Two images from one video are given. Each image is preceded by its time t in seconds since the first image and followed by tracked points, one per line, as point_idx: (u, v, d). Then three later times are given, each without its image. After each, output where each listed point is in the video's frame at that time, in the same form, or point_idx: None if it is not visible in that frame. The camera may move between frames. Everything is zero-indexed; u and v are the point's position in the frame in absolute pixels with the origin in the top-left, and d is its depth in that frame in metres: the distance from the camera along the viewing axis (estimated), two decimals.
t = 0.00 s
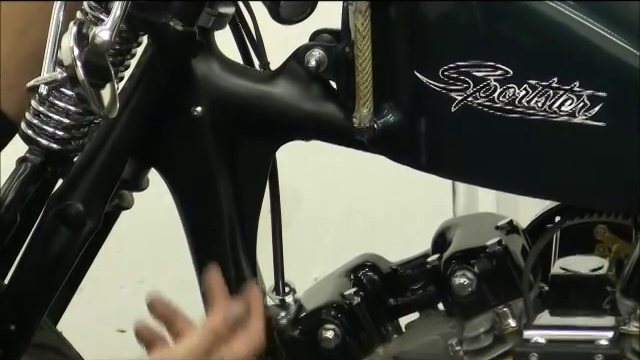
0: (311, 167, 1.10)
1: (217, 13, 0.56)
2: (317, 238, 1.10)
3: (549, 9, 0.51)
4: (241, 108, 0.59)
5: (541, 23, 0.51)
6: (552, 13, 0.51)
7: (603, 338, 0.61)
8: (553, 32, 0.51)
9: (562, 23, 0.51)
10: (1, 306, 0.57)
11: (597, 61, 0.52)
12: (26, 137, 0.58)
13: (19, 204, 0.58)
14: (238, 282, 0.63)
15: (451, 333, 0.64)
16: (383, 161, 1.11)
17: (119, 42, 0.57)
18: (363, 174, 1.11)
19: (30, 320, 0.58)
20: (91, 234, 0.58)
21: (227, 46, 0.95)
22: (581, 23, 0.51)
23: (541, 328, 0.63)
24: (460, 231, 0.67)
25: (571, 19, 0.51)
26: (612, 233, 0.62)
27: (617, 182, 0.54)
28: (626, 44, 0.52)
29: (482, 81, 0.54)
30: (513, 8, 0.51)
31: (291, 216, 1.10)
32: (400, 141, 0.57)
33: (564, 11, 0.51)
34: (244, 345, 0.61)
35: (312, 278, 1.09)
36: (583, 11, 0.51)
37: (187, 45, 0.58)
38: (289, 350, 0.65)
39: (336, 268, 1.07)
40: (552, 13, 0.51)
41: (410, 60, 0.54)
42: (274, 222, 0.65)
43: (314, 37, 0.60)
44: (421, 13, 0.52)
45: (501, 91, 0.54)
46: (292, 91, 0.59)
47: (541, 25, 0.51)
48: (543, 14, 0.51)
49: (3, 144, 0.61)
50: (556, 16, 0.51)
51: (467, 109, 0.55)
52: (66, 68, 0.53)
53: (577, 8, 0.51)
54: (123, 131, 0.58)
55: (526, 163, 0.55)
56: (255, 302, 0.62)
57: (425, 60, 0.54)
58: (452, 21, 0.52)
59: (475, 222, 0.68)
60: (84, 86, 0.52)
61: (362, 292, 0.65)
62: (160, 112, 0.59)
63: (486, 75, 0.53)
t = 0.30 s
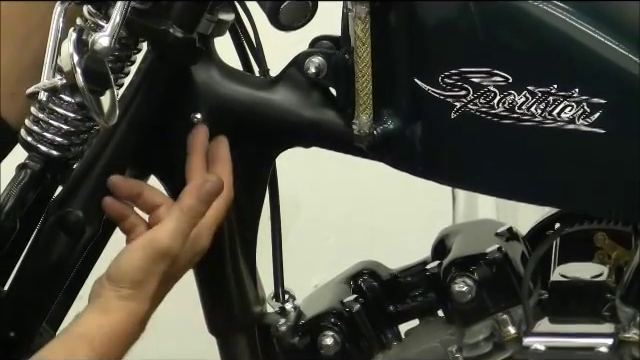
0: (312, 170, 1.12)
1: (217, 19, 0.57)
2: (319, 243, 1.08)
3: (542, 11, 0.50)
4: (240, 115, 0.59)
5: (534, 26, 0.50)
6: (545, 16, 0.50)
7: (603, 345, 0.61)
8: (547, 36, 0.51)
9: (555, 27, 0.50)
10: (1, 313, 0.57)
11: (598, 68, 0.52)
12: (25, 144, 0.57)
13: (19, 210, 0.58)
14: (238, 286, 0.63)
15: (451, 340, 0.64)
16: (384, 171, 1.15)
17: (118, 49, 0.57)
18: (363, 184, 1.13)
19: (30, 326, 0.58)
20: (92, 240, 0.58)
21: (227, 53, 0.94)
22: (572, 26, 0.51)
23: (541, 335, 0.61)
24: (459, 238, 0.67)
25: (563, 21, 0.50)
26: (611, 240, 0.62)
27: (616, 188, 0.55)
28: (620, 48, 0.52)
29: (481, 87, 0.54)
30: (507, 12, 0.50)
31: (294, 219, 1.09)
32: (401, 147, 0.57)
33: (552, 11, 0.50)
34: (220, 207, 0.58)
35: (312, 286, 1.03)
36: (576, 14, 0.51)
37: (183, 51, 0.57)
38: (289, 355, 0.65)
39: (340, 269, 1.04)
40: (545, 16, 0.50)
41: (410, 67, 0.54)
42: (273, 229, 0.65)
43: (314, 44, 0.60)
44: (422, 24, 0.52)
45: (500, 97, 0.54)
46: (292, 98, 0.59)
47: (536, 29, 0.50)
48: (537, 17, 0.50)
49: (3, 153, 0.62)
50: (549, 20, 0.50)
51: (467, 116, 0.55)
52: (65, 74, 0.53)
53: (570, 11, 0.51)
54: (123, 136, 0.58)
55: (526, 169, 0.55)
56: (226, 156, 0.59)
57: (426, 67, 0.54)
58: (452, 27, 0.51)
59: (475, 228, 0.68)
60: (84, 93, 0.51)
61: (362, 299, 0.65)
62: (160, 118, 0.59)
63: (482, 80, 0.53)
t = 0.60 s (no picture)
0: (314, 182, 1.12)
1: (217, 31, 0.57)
2: (318, 256, 1.08)
3: (541, 24, 0.51)
4: (239, 127, 0.60)
5: (533, 37, 0.51)
6: (544, 29, 0.51)
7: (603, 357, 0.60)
8: (546, 48, 0.51)
9: (554, 38, 0.51)
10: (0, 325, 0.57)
11: (597, 79, 0.52)
12: (25, 156, 0.58)
13: (18, 222, 0.58)
14: (238, 299, 0.63)
15: (449, 352, 0.63)
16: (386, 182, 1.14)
17: (118, 60, 0.57)
18: (367, 195, 1.13)
19: (30, 339, 0.57)
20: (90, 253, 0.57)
21: (226, 64, 0.95)
22: (574, 38, 0.51)
23: (540, 347, 0.62)
24: (458, 251, 0.67)
25: (564, 35, 0.51)
26: (611, 253, 0.62)
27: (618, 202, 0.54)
28: (621, 59, 0.52)
29: (480, 99, 0.54)
30: (505, 25, 0.51)
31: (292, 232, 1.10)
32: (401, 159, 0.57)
33: (554, 24, 0.51)
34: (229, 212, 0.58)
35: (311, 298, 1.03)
36: (577, 26, 0.51)
37: (184, 64, 0.58)
38: None
39: (341, 281, 1.03)
40: (544, 28, 0.51)
41: (410, 78, 0.54)
42: (273, 241, 0.65)
43: (314, 56, 0.61)
44: (420, 34, 0.52)
45: (499, 110, 0.54)
46: (292, 110, 0.59)
47: (534, 40, 0.51)
48: (536, 30, 0.51)
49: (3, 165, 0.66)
50: (548, 32, 0.51)
51: (466, 128, 0.55)
52: (65, 86, 0.53)
53: (569, 22, 0.51)
54: (122, 150, 0.58)
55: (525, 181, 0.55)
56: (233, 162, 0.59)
57: (425, 79, 0.54)
58: (451, 39, 0.52)
59: (474, 240, 0.68)
60: (83, 105, 0.51)
61: (361, 311, 0.65)
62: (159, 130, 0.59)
63: (482, 93, 0.53)
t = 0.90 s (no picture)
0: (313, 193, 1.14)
1: (217, 43, 0.57)
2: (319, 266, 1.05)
3: (543, 37, 0.51)
4: (240, 138, 0.59)
5: (535, 50, 0.51)
6: (546, 41, 0.51)
7: None
8: (546, 60, 0.51)
9: (555, 51, 0.51)
10: None
11: (596, 91, 0.52)
12: (25, 167, 0.59)
13: (18, 234, 0.57)
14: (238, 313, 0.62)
15: None
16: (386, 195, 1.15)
17: (118, 72, 0.58)
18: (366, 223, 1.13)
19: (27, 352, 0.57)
20: (90, 265, 0.57)
21: (226, 75, 0.94)
22: (575, 51, 0.51)
23: None
24: (458, 262, 0.67)
25: (565, 47, 0.51)
26: (610, 264, 0.63)
27: (617, 213, 0.55)
28: (621, 71, 0.52)
29: (480, 111, 0.54)
30: (506, 37, 0.51)
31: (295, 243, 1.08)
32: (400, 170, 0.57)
33: (555, 37, 0.51)
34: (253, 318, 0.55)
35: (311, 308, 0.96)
36: (577, 38, 0.52)
37: (184, 76, 0.58)
38: None
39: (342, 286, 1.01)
40: (543, 40, 0.51)
41: (410, 90, 0.54)
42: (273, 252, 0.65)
43: (313, 68, 0.61)
44: (420, 46, 0.53)
45: (499, 122, 0.54)
46: (292, 122, 0.59)
47: (536, 53, 0.51)
48: (536, 42, 0.51)
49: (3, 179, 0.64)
50: (550, 45, 0.51)
51: (466, 140, 0.55)
52: (65, 98, 0.53)
53: (570, 34, 0.52)
54: (122, 160, 0.58)
55: (525, 193, 0.56)
56: (275, 238, 0.56)
57: (425, 92, 0.54)
58: (450, 50, 0.52)
59: (475, 253, 0.68)
60: (83, 116, 0.52)
61: (360, 323, 0.65)
62: (160, 142, 0.59)
63: (482, 104, 0.53)
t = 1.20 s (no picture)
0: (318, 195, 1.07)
1: (218, 53, 0.58)
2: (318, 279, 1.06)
3: (543, 47, 0.51)
4: (241, 148, 0.59)
5: (536, 60, 0.52)
6: (546, 51, 0.51)
7: None
8: (547, 70, 0.52)
9: (555, 60, 0.51)
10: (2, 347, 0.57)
11: (597, 101, 0.52)
12: (26, 177, 0.59)
13: (20, 245, 0.59)
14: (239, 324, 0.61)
15: None
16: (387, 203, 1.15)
17: (119, 83, 0.58)
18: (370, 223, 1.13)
19: None
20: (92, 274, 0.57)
21: (226, 85, 0.94)
22: (574, 60, 0.51)
23: None
24: (460, 272, 0.67)
25: (564, 56, 0.51)
26: (612, 275, 0.63)
27: (618, 223, 0.55)
28: (619, 79, 0.52)
29: (482, 121, 0.54)
30: (507, 46, 0.51)
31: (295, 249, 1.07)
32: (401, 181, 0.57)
33: (555, 47, 0.51)
34: None
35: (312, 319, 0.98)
36: (578, 48, 0.52)
37: (186, 86, 0.58)
38: None
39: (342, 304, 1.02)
40: (544, 50, 0.51)
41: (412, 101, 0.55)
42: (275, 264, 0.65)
43: (314, 78, 0.61)
44: (421, 55, 0.53)
45: (501, 132, 0.54)
46: (292, 132, 0.59)
47: (537, 63, 0.52)
48: (536, 51, 0.51)
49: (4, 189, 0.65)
50: (550, 54, 0.51)
51: (467, 150, 0.55)
52: (66, 108, 0.53)
53: (570, 44, 0.52)
54: (123, 170, 0.58)
55: (527, 205, 0.55)
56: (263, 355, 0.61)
57: (426, 102, 0.54)
58: (451, 61, 0.52)
59: (476, 263, 0.68)
60: (84, 126, 0.52)
61: (362, 333, 0.65)
62: (160, 152, 0.59)
63: (483, 115, 0.53)
